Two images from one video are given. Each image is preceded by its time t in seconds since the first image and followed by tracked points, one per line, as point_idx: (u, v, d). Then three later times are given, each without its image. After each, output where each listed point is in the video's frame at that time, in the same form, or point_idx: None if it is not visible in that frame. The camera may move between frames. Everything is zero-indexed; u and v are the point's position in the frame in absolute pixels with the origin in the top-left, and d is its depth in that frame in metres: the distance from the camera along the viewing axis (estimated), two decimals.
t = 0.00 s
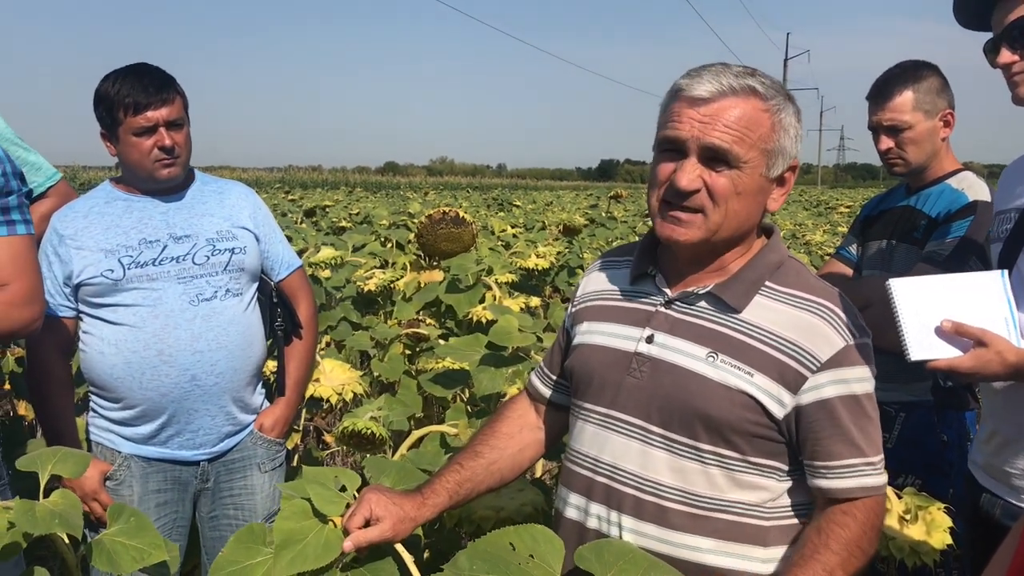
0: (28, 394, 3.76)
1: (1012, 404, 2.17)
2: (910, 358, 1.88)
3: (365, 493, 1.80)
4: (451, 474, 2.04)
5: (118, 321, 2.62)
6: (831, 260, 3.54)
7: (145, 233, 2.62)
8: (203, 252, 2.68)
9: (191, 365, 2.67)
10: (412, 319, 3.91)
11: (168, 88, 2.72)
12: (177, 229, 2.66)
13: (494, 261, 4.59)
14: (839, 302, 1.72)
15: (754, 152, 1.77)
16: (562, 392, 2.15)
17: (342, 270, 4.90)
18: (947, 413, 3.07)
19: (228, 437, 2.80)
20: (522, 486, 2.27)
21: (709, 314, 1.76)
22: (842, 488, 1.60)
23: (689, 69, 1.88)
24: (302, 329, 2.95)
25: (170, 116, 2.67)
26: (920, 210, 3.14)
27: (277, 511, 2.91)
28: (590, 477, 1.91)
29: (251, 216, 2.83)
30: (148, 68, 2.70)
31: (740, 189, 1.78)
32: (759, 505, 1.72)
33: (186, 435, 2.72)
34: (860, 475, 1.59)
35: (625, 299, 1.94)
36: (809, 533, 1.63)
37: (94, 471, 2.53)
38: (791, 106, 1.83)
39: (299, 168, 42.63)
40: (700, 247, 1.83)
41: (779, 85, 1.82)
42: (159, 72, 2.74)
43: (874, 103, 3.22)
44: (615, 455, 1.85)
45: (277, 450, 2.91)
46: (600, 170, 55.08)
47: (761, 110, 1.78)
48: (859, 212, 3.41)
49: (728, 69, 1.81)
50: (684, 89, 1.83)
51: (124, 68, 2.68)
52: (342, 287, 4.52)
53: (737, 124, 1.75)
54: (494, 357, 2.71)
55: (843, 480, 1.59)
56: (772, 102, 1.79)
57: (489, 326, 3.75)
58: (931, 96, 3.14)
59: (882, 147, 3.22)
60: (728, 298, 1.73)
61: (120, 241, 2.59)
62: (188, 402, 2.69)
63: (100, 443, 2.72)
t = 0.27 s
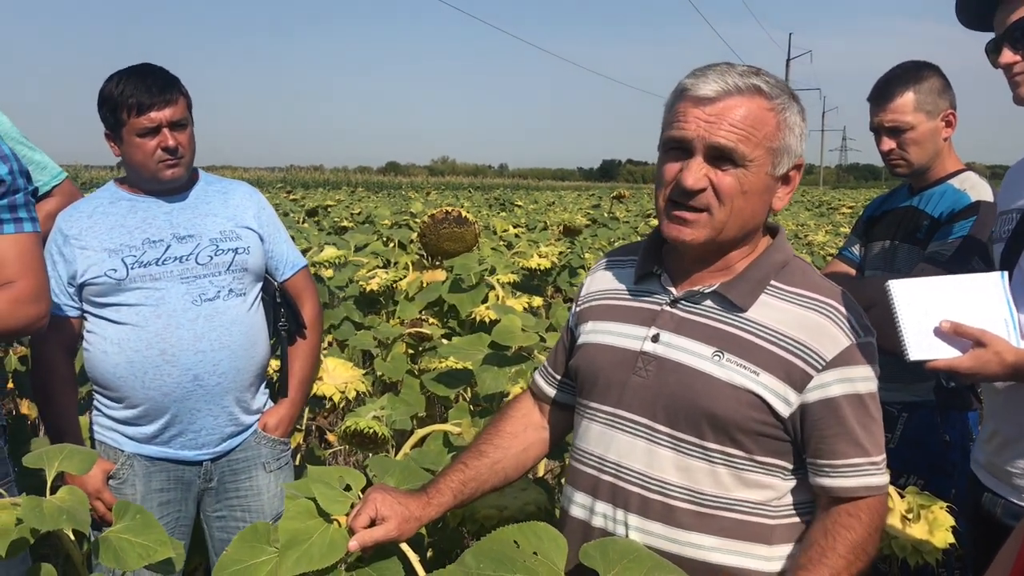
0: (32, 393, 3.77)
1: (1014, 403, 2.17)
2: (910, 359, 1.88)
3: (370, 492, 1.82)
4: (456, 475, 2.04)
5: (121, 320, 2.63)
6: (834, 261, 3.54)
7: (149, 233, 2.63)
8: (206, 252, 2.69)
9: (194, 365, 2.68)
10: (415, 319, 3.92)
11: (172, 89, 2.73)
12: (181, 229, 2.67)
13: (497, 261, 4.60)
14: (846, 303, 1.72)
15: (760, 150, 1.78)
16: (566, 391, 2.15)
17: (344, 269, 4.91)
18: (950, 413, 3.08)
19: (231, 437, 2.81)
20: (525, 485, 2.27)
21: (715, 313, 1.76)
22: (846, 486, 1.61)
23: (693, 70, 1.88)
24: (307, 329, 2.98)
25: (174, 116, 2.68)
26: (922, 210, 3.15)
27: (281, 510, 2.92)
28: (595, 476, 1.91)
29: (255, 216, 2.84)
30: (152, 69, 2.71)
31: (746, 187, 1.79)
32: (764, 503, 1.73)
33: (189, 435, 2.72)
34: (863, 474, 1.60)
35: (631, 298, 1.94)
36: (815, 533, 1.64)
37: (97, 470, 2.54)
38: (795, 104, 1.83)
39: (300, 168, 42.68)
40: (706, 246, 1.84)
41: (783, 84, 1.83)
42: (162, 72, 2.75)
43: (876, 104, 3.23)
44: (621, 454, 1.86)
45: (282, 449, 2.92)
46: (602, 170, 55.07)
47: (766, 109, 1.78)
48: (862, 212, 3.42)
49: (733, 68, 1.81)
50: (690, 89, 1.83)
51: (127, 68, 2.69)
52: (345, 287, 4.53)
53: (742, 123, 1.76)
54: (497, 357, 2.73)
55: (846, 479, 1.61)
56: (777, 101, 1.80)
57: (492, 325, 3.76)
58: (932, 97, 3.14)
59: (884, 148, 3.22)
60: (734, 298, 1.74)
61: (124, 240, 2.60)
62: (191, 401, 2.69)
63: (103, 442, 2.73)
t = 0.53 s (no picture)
0: (34, 392, 3.78)
1: (1015, 402, 2.18)
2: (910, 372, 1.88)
3: (376, 491, 1.82)
4: (461, 473, 2.05)
5: (125, 317, 2.64)
6: (835, 260, 3.55)
7: (153, 230, 2.64)
8: (210, 250, 2.70)
9: (198, 362, 2.69)
10: (416, 317, 3.92)
11: (176, 86, 2.74)
12: (185, 226, 2.68)
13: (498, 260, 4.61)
14: (851, 301, 1.73)
15: (762, 146, 1.78)
16: (569, 390, 2.16)
17: (345, 268, 4.92)
18: (951, 412, 3.09)
19: (234, 434, 2.81)
20: (527, 483, 2.28)
21: (718, 311, 1.77)
22: (846, 482, 1.62)
23: (694, 68, 1.89)
24: (311, 327, 2.98)
25: (178, 113, 2.69)
26: (923, 209, 3.15)
27: (284, 509, 2.93)
28: (598, 473, 1.92)
29: (259, 215, 2.85)
30: (156, 67, 2.72)
31: (749, 183, 1.79)
32: (767, 500, 1.73)
33: (192, 432, 2.73)
34: (864, 471, 1.61)
35: (635, 296, 1.95)
36: (817, 531, 1.65)
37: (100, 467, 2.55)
38: (796, 101, 1.84)
39: (301, 167, 42.68)
40: (709, 242, 1.84)
41: (783, 81, 1.84)
42: (167, 70, 2.76)
43: (876, 104, 3.23)
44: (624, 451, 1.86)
45: (285, 448, 2.92)
46: (602, 169, 55.06)
47: (767, 105, 1.79)
48: (863, 211, 3.42)
49: (733, 66, 1.82)
50: (691, 87, 1.84)
51: (132, 66, 2.70)
52: (346, 286, 4.54)
53: (744, 120, 1.77)
54: (499, 356, 2.75)
55: (847, 475, 1.62)
56: (778, 97, 1.81)
57: (493, 324, 3.76)
58: (932, 96, 3.14)
59: (884, 147, 3.23)
60: (738, 295, 1.75)
61: (128, 238, 2.61)
62: (194, 399, 2.70)
63: (106, 439, 2.74)
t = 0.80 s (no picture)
0: (34, 392, 3.78)
1: (1015, 402, 2.18)
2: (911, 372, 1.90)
3: (375, 488, 1.82)
4: (461, 472, 2.05)
5: (123, 315, 2.64)
6: (834, 259, 3.54)
7: (153, 228, 2.64)
8: (209, 248, 2.70)
9: (196, 361, 2.69)
10: (416, 317, 3.92)
11: (176, 85, 2.73)
12: (184, 225, 2.68)
13: (497, 259, 4.60)
14: (853, 301, 1.73)
15: (753, 144, 1.78)
16: (569, 391, 2.15)
17: (344, 268, 4.92)
18: (951, 411, 3.08)
19: (232, 433, 2.81)
20: (527, 482, 2.28)
21: (719, 307, 1.77)
22: (842, 479, 1.61)
23: (685, 69, 1.89)
24: (309, 328, 2.99)
25: (179, 112, 2.69)
26: (923, 208, 3.15)
27: (278, 509, 2.94)
28: (598, 469, 1.91)
29: (259, 214, 2.84)
30: (157, 66, 2.72)
31: (741, 181, 1.79)
32: (767, 497, 1.73)
33: (190, 431, 2.73)
34: (861, 469, 1.60)
35: (635, 293, 1.95)
36: (811, 527, 1.65)
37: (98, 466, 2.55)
38: (787, 97, 1.83)
39: (301, 166, 42.68)
40: (704, 241, 1.84)
41: (775, 78, 1.83)
42: (168, 69, 2.76)
43: (876, 103, 3.23)
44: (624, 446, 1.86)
45: (281, 448, 2.93)
46: (602, 169, 55.05)
47: (756, 103, 1.79)
48: (862, 210, 3.42)
49: (722, 65, 1.82)
50: (680, 88, 1.84)
51: (132, 65, 2.69)
52: (345, 285, 4.54)
53: (734, 119, 1.77)
54: (498, 356, 2.75)
55: (843, 472, 1.61)
56: (768, 94, 1.80)
57: (493, 324, 3.76)
58: (932, 95, 3.14)
59: (884, 147, 3.22)
60: (739, 290, 1.74)
61: (127, 236, 2.61)
62: (192, 398, 2.70)
63: (105, 438, 2.74)
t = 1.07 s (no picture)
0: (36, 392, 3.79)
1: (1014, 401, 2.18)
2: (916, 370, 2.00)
3: (377, 489, 1.82)
4: (462, 472, 2.05)
5: (122, 318, 2.64)
6: (834, 258, 3.55)
7: (151, 231, 2.64)
8: (208, 250, 2.70)
9: (195, 363, 2.69)
10: (416, 317, 3.93)
11: (175, 86, 2.74)
12: (183, 227, 2.68)
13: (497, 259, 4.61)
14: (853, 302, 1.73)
15: (753, 143, 1.79)
16: (570, 390, 2.17)
17: (344, 268, 4.92)
18: (950, 409, 3.09)
19: (231, 434, 2.81)
20: (527, 482, 2.28)
21: (721, 306, 1.77)
22: (833, 480, 1.59)
23: (683, 71, 1.90)
24: (307, 329, 2.98)
25: (177, 114, 2.69)
26: (922, 207, 3.15)
27: (278, 507, 2.95)
28: (598, 466, 1.92)
29: (258, 215, 2.85)
30: (156, 67, 2.72)
31: (742, 181, 1.80)
32: (765, 497, 1.74)
33: (189, 433, 2.73)
34: (853, 472, 1.57)
35: (637, 292, 1.95)
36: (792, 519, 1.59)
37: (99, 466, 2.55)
38: (786, 96, 1.84)
39: (300, 166, 42.70)
40: (707, 241, 1.84)
41: (772, 77, 1.84)
42: (166, 71, 2.76)
43: (875, 102, 3.23)
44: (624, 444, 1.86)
45: (280, 447, 2.93)
46: (601, 168, 55.07)
47: (755, 103, 1.79)
48: (862, 209, 3.42)
49: (720, 66, 1.83)
50: (679, 90, 1.85)
51: (130, 67, 2.70)
52: (346, 286, 4.54)
53: (734, 118, 1.77)
54: (498, 355, 2.75)
55: (834, 473, 1.58)
56: (767, 94, 1.81)
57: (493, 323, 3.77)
58: (931, 94, 3.14)
59: (884, 146, 3.23)
60: (741, 291, 1.75)
61: (126, 238, 2.61)
62: (191, 399, 2.70)
63: (105, 439, 2.74)
